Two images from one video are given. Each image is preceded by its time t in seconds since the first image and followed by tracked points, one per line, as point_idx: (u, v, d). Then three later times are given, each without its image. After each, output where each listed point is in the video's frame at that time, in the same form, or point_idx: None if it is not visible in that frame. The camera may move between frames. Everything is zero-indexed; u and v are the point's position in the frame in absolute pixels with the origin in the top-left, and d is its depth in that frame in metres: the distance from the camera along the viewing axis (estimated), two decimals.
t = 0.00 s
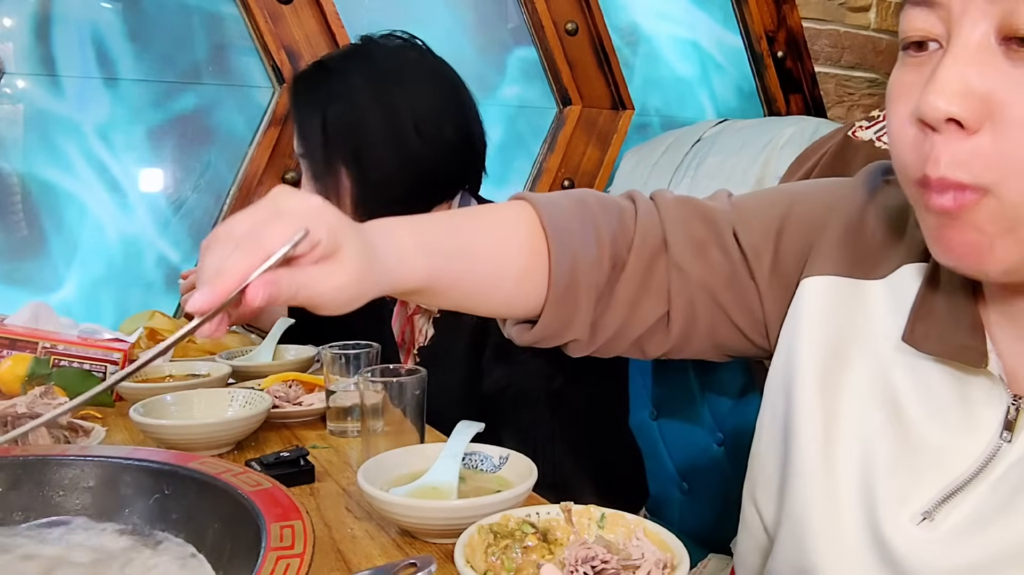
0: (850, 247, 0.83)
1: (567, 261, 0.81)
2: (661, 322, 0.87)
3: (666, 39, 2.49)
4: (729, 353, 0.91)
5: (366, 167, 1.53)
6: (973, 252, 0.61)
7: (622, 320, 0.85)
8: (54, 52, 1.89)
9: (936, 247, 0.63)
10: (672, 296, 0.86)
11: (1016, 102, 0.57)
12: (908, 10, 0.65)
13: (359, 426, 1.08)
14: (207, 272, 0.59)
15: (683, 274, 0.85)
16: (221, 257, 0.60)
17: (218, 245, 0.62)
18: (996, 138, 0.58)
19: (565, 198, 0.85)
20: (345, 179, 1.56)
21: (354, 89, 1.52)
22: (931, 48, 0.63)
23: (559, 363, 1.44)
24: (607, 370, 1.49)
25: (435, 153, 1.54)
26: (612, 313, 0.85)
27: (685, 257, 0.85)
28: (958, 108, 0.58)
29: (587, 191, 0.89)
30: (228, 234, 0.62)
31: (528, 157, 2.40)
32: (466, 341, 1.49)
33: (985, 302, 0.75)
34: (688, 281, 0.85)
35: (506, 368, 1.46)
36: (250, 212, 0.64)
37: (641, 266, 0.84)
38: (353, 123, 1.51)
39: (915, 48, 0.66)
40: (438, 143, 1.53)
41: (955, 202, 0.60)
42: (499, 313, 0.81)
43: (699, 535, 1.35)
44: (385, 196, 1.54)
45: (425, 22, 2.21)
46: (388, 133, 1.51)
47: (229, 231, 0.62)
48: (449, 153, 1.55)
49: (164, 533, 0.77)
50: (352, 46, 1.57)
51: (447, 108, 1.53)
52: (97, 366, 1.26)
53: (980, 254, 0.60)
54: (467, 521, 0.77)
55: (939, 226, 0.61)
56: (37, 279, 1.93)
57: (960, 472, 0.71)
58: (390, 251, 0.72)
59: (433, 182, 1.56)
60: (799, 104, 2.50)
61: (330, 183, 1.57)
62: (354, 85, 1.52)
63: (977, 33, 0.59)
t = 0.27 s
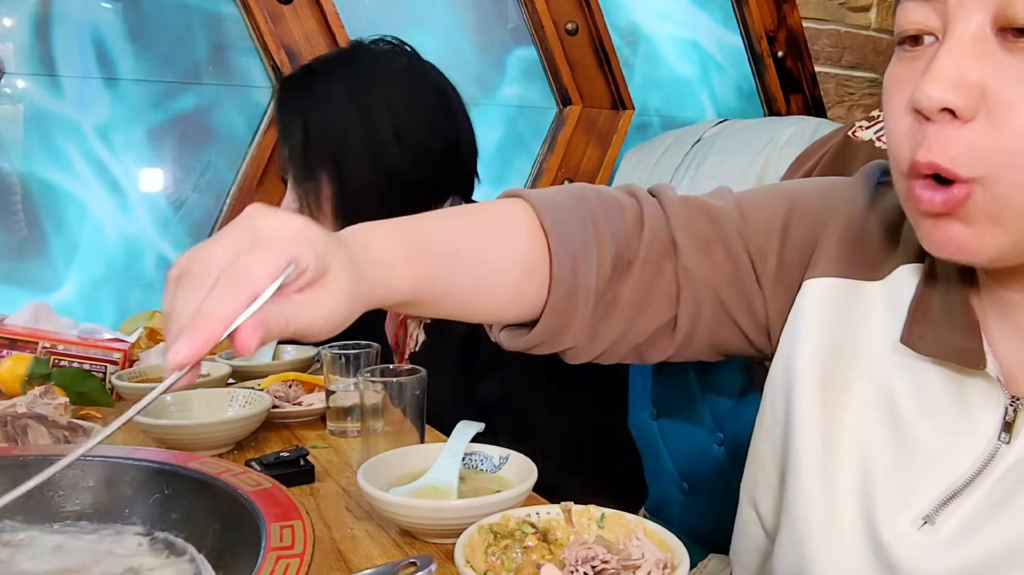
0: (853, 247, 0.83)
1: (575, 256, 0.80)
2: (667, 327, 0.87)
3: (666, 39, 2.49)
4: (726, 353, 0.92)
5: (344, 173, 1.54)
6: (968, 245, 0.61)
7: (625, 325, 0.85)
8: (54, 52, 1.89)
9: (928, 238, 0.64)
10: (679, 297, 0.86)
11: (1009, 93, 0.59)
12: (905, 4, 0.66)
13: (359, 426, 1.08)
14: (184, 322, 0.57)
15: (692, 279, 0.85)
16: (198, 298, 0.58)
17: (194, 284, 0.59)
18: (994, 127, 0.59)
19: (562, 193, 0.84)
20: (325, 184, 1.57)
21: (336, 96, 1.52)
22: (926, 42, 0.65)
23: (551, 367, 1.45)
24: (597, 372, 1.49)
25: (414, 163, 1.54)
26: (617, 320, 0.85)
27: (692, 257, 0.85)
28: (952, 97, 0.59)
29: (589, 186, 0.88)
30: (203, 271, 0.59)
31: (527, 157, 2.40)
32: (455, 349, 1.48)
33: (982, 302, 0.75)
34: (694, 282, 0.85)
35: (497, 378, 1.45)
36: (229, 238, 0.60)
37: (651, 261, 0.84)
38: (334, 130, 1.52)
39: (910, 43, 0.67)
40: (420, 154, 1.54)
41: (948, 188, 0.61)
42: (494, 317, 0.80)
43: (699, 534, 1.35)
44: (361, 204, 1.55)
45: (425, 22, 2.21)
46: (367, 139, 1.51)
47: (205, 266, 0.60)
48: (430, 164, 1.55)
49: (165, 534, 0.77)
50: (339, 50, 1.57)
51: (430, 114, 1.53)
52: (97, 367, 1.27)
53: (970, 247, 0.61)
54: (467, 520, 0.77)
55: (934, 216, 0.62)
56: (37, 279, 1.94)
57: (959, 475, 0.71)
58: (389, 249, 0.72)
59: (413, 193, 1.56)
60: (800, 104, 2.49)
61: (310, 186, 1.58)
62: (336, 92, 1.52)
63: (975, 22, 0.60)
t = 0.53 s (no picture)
0: (855, 248, 0.83)
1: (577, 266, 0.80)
2: (673, 336, 0.88)
3: (666, 39, 2.48)
4: (724, 355, 0.92)
5: (328, 178, 1.52)
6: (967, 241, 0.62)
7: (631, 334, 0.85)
8: (54, 52, 1.89)
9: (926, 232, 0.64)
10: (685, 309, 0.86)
11: (1010, 83, 0.59)
12: None
13: (359, 426, 1.08)
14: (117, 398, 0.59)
15: (698, 284, 0.85)
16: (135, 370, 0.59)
17: (131, 354, 0.61)
18: (994, 120, 0.59)
19: (559, 205, 0.84)
20: (308, 188, 1.56)
21: (323, 100, 1.50)
22: (928, 37, 0.66)
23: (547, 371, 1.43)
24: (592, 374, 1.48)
25: (399, 171, 1.53)
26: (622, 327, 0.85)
27: (697, 265, 0.85)
28: (954, 88, 0.60)
29: (587, 194, 0.88)
30: (138, 340, 0.60)
31: (527, 157, 2.40)
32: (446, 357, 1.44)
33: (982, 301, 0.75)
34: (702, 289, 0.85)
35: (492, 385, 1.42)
36: (170, 300, 0.61)
37: (655, 272, 0.85)
38: (319, 134, 1.51)
39: (913, 38, 0.68)
40: (406, 161, 1.53)
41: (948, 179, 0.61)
42: (495, 321, 0.80)
43: (699, 535, 1.35)
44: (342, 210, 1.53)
45: (425, 22, 2.21)
46: (351, 143, 1.50)
47: (142, 334, 0.60)
48: (414, 172, 1.54)
49: (165, 534, 0.77)
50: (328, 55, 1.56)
51: (414, 120, 1.53)
52: (97, 367, 1.23)
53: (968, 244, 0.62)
54: (467, 520, 0.77)
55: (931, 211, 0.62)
56: (37, 280, 1.94)
57: (961, 474, 0.71)
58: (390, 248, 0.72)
59: (395, 201, 1.55)
60: (800, 104, 2.49)
61: (294, 189, 1.57)
62: (323, 97, 1.50)
63: (978, 14, 0.61)
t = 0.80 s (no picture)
0: (853, 246, 0.83)
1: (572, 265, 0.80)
2: (664, 328, 0.88)
3: (666, 39, 2.48)
4: (722, 352, 0.92)
5: (319, 187, 1.52)
6: (966, 239, 0.62)
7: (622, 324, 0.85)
8: (54, 52, 1.89)
9: (927, 230, 0.64)
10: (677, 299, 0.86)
11: (1008, 85, 0.59)
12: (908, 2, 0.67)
13: (359, 426, 1.08)
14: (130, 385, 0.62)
15: (689, 280, 0.85)
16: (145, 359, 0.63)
17: (142, 343, 0.64)
18: (991, 121, 0.59)
19: (553, 199, 0.84)
20: (301, 197, 1.55)
21: (314, 110, 1.49)
22: (926, 39, 0.66)
23: (545, 369, 1.43)
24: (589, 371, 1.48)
25: (390, 180, 1.52)
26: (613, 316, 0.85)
27: (689, 263, 0.85)
28: (951, 91, 0.60)
29: (581, 187, 0.87)
30: (149, 331, 0.64)
31: (527, 157, 2.40)
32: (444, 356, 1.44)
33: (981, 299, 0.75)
34: (693, 286, 0.85)
35: (489, 384, 1.42)
36: (178, 294, 0.64)
37: (642, 269, 0.85)
38: (310, 143, 1.50)
39: (912, 40, 0.68)
40: (398, 170, 1.53)
41: (948, 180, 0.61)
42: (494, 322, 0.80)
43: (699, 535, 1.35)
44: (334, 219, 1.53)
45: (426, 22, 2.21)
46: (341, 152, 1.50)
47: (152, 325, 0.64)
48: (405, 181, 1.54)
49: (165, 534, 0.77)
50: (319, 62, 1.55)
51: (403, 127, 1.52)
52: (97, 367, 1.24)
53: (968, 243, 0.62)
54: (467, 520, 0.77)
55: (928, 210, 0.63)
56: (37, 280, 1.94)
57: (960, 471, 0.72)
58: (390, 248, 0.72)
59: (387, 210, 1.55)
60: (800, 103, 2.49)
61: (286, 197, 1.56)
62: (313, 106, 1.49)
63: (975, 17, 0.61)
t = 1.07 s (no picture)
0: (850, 242, 0.83)
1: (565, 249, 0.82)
2: (658, 317, 0.89)
3: (666, 39, 2.48)
4: (720, 346, 0.93)
5: (317, 192, 1.52)
6: (963, 243, 0.62)
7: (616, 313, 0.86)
8: (54, 52, 1.89)
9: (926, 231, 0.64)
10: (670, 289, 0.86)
11: (1004, 88, 0.59)
12: (907, 3, 0.67)
13: (359, 426, 1.09)
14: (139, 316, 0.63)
15: (682, 270, 0.86)
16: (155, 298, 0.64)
17: (151, 282, 0.65)
18: (987, 124, 0.60)
19: (554, 184, 0.85)
20: (299, 203, 1.55)
21: (312, 115, 1.50)
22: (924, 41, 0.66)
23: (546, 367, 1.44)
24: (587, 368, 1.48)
25: (387, 184, 1.52)
26: (606, 305, 0.86)
27: (683, 251, 0.86)
28: (947, 94, 0.60)
29: (582, 176, 0.89)
30: (160, 271, 0.65)
31: (528, 157, 2.40)
32: (442, 354, 1.44)
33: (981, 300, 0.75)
34: (686, 278, 0.86)
35: (489, 382, 1.42)
36: (189, 241, 0.66)
37: (636, 259, 0.85)
38: (309, 148, 1.50)
39: (911, 41, 0.68)
40: (396, 174, 1.52)
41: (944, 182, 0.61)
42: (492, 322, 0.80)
43: (699, 535, 1.35)
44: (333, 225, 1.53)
45: (426, 22, 2.21)
46: (338, 155, 1.50)
47: (164, 267, 0.65)
48: (402, 186, 1.52)
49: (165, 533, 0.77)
50: (318, 67, 1.55)
51: (400, 129, 1.51)
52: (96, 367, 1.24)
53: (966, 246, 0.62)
54: (467, 520, 0.77)
55: (925, 210, 0.63)
56: (37, 280, 1.94)
57: (958, 468, 0.72)
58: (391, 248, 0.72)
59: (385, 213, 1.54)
60: (800, 104, 2.50)
61: (284, 202, 1.56)
62: (311, 111, 1.50)
63: (972, 21, 0.61)
